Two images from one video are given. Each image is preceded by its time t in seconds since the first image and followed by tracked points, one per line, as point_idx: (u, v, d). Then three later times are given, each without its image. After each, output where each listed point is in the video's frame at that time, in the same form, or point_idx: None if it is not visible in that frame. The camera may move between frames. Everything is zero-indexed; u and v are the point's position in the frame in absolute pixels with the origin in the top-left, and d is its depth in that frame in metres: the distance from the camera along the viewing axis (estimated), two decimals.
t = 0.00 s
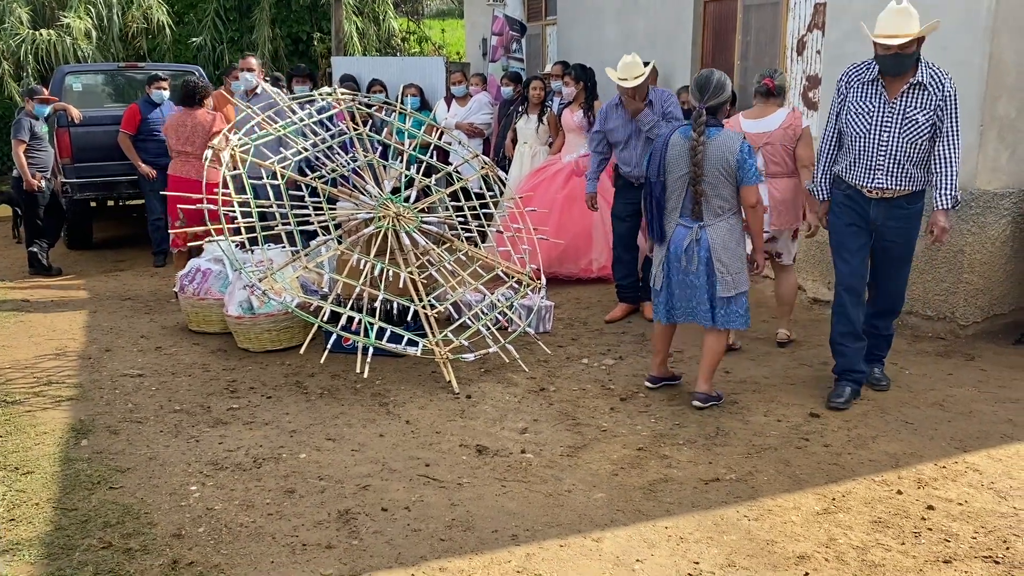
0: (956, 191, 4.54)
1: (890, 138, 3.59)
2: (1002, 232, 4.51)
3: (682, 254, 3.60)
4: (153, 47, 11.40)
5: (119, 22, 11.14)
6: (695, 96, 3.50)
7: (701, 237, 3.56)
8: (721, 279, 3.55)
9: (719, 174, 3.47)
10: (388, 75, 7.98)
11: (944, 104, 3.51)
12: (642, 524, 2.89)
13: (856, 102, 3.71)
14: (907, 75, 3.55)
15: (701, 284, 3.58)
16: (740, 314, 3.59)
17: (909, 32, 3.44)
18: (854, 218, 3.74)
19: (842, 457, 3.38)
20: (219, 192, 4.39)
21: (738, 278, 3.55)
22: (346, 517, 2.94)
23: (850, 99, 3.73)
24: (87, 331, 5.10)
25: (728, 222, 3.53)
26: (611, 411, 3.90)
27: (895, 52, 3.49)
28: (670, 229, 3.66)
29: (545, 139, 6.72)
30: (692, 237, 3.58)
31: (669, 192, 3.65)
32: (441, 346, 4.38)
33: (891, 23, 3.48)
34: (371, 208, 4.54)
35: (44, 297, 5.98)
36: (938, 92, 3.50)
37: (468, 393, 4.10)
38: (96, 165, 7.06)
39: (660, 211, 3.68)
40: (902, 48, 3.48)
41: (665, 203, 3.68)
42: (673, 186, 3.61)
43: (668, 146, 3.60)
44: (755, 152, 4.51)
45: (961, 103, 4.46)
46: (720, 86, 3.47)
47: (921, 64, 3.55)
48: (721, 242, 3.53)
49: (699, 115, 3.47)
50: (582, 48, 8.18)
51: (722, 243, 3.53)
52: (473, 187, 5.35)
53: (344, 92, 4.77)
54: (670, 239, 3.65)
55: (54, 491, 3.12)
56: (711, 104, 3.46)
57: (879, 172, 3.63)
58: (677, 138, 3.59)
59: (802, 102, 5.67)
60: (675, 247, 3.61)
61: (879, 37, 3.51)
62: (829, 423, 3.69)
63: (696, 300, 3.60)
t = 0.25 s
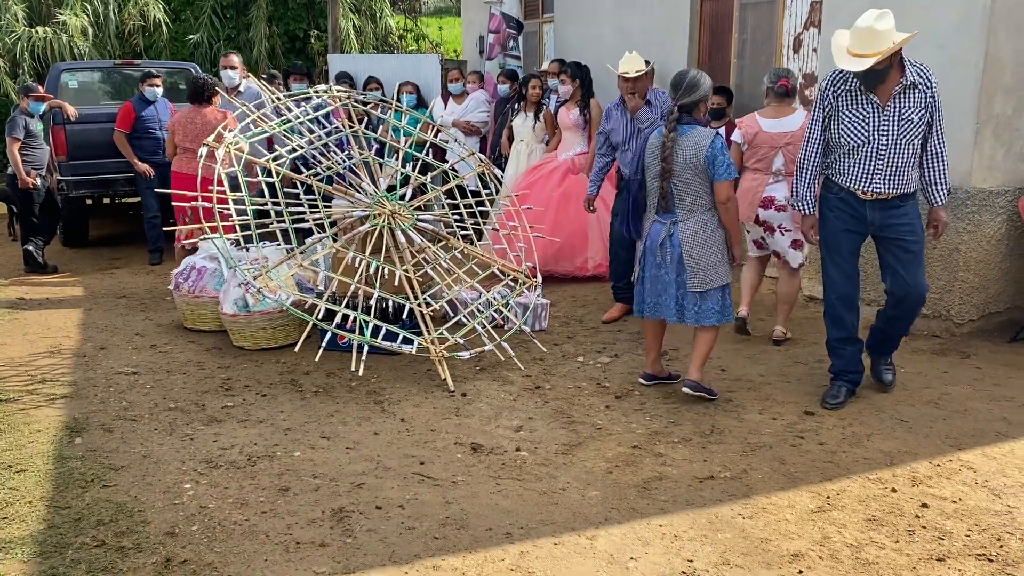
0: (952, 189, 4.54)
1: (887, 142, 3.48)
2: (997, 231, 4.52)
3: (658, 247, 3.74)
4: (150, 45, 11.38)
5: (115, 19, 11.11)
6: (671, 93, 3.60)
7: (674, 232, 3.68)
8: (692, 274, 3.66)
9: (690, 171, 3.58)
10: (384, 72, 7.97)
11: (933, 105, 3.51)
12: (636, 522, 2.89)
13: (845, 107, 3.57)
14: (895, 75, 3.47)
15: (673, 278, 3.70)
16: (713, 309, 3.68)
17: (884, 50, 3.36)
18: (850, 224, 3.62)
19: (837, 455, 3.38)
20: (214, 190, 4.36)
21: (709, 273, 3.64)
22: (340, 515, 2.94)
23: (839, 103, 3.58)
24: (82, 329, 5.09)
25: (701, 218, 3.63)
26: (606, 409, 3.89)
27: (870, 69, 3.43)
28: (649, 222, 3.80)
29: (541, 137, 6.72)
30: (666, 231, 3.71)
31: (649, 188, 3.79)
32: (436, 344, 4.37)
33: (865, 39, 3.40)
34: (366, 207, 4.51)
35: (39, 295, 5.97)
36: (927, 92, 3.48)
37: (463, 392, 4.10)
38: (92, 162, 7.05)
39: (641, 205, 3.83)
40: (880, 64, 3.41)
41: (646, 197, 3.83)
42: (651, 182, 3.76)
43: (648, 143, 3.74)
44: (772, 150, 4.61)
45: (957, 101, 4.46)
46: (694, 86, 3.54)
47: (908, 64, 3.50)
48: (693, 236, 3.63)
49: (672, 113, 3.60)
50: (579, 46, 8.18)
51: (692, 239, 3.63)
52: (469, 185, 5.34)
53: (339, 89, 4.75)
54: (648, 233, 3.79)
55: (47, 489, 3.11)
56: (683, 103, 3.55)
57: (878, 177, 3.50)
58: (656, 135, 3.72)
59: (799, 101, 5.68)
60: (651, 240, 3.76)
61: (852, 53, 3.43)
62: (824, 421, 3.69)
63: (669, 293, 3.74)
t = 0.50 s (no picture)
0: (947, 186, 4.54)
1: (882, 136, 3.46)
2: (992, 227, 4.53)
3: (642, 240, 3.81)
4: (146, 41, 11.34)
5: (111, 15, 11.07)
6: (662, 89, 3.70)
7: (653, 226, 3.76)
8: (667, 269, 3.70)
9: (671, 166, 3.66)
10: (380, 68, 7.96)
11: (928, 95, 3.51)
12: (630, 517, 2.89)
13: (837, 103, 3.55)
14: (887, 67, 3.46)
15: (649, 271, 3.78)
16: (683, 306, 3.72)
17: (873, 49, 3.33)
18: (846, 223, 3.61)
19: (831, 451, 3.39)
20: (208, 185, 4.35)
21: (683, 270, 3.68)
22: (334, 510, 2.93)
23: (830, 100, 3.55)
24: (76, 325, 5.07)
25: (681, 214, 3.67)
26: (601, 404, 3.89)
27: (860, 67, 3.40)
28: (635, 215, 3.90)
29: (537, 133, 6.70)
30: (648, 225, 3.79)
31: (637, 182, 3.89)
32: (431, 339, 4.36)
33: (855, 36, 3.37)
34: (361, 202, 4.52)
35: (34, 291, 5.95)
36: (921, 82, 3.47)
37: (458, 387, 4.09)
38: (87, 158, 7.03)
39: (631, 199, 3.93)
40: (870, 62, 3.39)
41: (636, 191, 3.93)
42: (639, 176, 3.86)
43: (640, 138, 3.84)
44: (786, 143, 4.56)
45: (952, 98, 4.46)
46: (682, 82, 3.63)
47: (900, 58, 3.48)
48: (671, 231, 3.69)
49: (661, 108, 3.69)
50: (575, 42, 8.17)
51: (668, 233, 3.69)
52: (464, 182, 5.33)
53: (334, 85, 4.74)
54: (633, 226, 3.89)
55: (40, 485, 3.11)
56: (671, 98, 3.64)
57: (874, 172, 3.48)
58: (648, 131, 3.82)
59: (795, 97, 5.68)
60: (634, 232, 3.86)
61: (841, 51, 3.41)
62: (819, 417, 3.69)
63: (649, 286, 3.79)
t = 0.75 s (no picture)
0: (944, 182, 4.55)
1: (868, 136, 3.41)
2: (988, 224, 4.53)
3: (641, 233, 3.84)
4: (143, 37, 11.31)
5: (108, 11, 11.03)
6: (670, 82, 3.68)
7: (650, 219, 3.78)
8: (657, 264, 3.71)
9: (669, 160, 3.66)
10: (377, 64, 7.95)
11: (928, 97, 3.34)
12: (627, 513, 2.89)
13: (833, 97, 3.53)
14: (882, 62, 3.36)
15: (642, 264, 3.81)
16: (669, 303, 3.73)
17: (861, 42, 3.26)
18: (841, 221, 3.59)
19: (827, 447, 3.39)
20: (205, 181, 4.33)
21: (671, 266, 3.68)
22: (330, 506, 2.93)
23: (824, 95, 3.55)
24: (72, 322, 5.06)
25: (673, 209, 3.68)
26: (598, 400, 3.89)
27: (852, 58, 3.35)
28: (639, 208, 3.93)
29: (533, 130, 6.69)
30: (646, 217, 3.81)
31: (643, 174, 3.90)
32: (428, 336, 4.36)
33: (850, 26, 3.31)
34: (358, 198, 4.52)
35: (30, 287, 5.94)
36: (919, 82, 3.31)
37: (455, 384, 4.09)
38: (83, 154, 7.01)
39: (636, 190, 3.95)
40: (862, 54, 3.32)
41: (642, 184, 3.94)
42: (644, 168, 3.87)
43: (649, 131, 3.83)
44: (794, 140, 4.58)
45: (949, 94, 4.46)
46: (686, 76, 3.59)
47: (902, 55, 3.34)
48: (664, 226, 3.70)
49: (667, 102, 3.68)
50: (572, 38, 8.16)
51: (661, 227, 3.71)
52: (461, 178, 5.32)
53: (331, 81, 4.73)
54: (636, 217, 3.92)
55: (36, 481, 3.10)
56: (674, 93, 3.63)
57: (859, 172, 3.44)
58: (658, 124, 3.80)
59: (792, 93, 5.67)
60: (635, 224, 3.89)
61: (835, 42, 3.37)
62: (815, 413, 3.70)
63: (641, 278, 3.83)
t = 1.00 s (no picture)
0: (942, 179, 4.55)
1: (854, 138, 3.37)
2: (986, 220, 4.53)
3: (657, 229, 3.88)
4: (139, 33, 11.27)
5: (104, 7, 10.99)
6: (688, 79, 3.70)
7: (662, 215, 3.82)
8: (664, 261, 3.75)
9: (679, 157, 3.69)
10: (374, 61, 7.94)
11: (909, 107, 3.14)
12: (624, 509, 2.90)
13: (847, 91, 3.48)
14: (878, 60, 3.22)
15: (653, 259, 3.86)
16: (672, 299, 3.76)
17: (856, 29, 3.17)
18: (841, 218, 3.57)
19: (825, 443, 3.39)
20: (202, 178, 4.32)
21: (675, 263, 3.72)
22: (327, 503, 2.93)
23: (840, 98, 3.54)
24: (69, 319, 5.06)
25: (681, 207, 3.71)
26: (595, 397, 3.89)
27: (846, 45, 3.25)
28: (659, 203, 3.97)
29: (530, 127, 6.69)
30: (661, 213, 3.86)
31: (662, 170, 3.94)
32: (426, 333, 4.35)
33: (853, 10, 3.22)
34: (355, 195, 4.50)
35: (27, 284, 5.93)
36: (898, 92, 3.16)
37: (452, 380, 4.09)
38: (80, 151, 7.00)
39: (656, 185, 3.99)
40: (857, 41, 3.21)
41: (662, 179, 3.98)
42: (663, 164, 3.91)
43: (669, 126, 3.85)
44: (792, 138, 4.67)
45: (947, 91, 4.46)
46: (700, 73, 3.60)
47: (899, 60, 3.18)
48: (672, 222, 3.74)
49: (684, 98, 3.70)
50: (570, 35, 8.16)
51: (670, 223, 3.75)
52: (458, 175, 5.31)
53: (328, 77, 4.71)
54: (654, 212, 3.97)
55: (33, 478, 3.10)
56: (690, 90, 3.64)
57: (845, 171, 3.43)
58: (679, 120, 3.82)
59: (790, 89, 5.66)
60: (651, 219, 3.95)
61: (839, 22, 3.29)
62: (812, 410, 3.70)
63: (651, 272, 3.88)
